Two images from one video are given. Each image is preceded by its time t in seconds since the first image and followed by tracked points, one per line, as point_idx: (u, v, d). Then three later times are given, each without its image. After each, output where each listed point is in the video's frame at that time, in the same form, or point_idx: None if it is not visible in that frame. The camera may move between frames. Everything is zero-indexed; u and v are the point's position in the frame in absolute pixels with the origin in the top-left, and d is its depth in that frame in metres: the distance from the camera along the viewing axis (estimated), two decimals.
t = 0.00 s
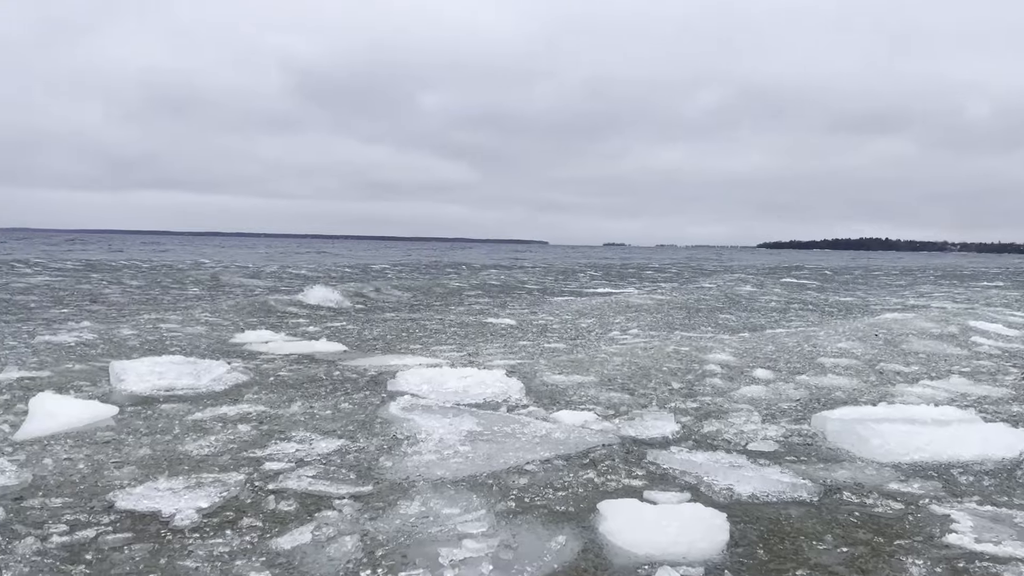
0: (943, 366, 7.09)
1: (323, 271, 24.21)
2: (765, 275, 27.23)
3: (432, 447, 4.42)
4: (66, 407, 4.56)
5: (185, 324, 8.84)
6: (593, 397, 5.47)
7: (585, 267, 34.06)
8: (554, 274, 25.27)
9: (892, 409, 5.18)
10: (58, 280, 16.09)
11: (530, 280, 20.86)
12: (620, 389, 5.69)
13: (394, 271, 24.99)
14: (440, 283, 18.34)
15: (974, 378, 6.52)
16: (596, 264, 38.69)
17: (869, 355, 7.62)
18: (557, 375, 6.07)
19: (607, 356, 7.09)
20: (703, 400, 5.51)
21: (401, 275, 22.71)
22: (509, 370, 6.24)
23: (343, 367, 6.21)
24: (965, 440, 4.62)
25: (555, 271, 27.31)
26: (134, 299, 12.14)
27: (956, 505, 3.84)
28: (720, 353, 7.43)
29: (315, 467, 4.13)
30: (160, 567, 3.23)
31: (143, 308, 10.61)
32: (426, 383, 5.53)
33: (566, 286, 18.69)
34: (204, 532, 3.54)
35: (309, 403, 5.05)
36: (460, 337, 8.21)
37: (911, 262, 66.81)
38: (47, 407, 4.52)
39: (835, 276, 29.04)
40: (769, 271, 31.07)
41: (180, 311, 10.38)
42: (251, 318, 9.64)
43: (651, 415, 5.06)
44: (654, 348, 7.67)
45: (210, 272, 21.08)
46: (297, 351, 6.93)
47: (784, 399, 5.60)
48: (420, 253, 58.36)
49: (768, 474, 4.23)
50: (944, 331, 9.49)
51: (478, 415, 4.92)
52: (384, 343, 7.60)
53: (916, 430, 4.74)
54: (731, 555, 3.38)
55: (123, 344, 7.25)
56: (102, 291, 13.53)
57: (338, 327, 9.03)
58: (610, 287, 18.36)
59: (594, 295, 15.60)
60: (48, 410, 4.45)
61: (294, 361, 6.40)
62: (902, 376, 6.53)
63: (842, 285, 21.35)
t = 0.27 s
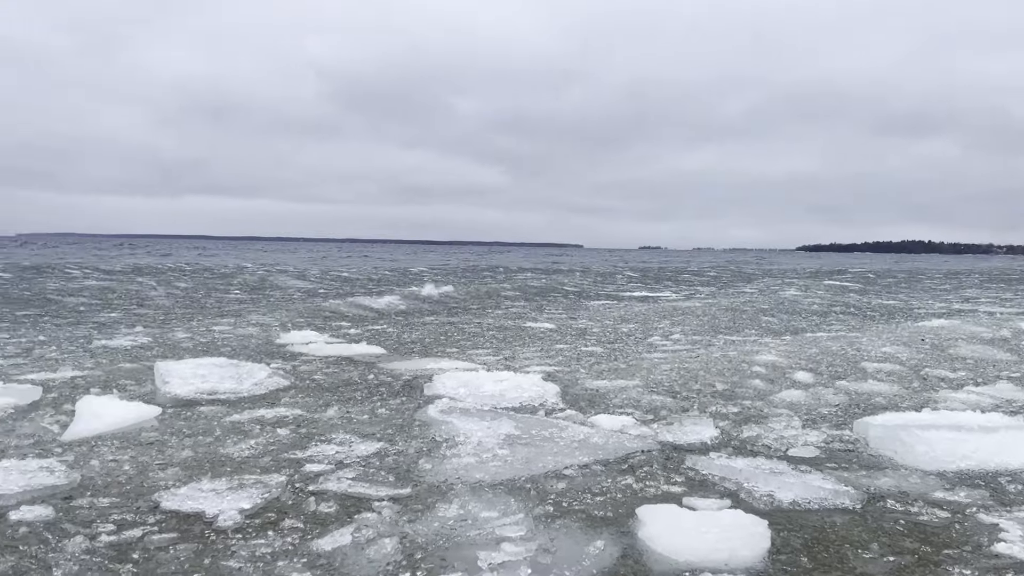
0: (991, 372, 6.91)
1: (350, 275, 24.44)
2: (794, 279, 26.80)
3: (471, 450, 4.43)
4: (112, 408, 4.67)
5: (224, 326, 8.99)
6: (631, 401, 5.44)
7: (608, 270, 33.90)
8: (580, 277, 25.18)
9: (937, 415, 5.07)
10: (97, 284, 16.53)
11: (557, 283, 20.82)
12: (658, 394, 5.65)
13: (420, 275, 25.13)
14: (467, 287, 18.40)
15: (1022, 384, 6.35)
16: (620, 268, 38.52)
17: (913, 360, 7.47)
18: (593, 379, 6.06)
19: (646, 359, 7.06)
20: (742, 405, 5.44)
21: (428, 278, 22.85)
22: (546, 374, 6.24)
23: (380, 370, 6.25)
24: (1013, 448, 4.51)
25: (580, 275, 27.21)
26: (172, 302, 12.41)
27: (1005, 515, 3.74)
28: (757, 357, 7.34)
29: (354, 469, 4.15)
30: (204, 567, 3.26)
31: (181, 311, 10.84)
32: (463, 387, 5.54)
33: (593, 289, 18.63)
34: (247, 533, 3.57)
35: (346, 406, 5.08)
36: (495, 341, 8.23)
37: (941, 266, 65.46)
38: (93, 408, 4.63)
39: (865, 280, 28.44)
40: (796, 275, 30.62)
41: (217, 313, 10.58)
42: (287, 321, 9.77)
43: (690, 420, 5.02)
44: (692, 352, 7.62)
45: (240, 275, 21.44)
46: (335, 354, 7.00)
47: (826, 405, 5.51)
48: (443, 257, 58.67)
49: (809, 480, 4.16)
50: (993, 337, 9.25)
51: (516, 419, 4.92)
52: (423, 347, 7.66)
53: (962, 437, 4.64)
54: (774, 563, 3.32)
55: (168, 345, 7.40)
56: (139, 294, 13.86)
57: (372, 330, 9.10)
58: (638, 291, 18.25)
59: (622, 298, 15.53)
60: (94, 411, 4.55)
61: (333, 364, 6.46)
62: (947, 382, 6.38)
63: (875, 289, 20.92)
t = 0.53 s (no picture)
0: None
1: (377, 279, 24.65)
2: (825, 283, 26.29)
3: (510, 454, 4.43)
4: (157, 409, 4.78)
5: (262, 330, 9.14)
6: (671, 406, 5.41)
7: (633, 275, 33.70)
8: (607, 281, 25.04)
9: (984, 423, 4.95)
10: (136, 288, 16.97)
11: (584, 288, 20.74)
12: (699, 400, 5.61)
13: (447, 279, 25.21)
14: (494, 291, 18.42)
15: None
16: (644, 272, 38.28)
17: (965, 366, 7.31)
18: (631, 384, 6.04)
19: (684, 364, 7.01)
20: (782, 411, 5.37)
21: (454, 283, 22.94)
22: (583, 379, 6.24)
23: (418, 375, 6.29)
24: None
25: (605, 280, 27.05)
26: (208, 305, 12.67)
27: None
28: (795, 363, 7.24)
29: (394, 472, 4.17)
30: (248, 567, 3.30)
31: (217, 314, 11.05)
32: (501, 391, 5.56)
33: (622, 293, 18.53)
34: (290, 534, 3.60)
35: (382, 410, 5.12)
36: (529, 346, 8.23)
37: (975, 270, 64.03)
38: (139, 409, 4.74)
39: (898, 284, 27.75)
40: (824, 279, 30.09)
41: (252, 316, 10.76)
42: (322, 324, 9.90)
43: (730, 426, 4.97)
44: (730, 357, 7.56)
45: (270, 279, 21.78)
46: (372, 358, 7.07)
47: (870, 410, 5.41)
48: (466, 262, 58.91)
49: (853, 487, 4.08)
50: None
51: (554, 423, 4.92)
52: (460, 351, 7.70)
53: (1011, 445, 4.53)
54: (818, 571, 3.25)
55: (210, 347, 7.54)
56: (176, 297, 14.17)
57: (406, 333, 9.16)
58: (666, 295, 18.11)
59: (652, 303, 15.42)
60: (139, 412, 4.65)
61: (372, 368, 6.52)
62: (996, 389, 6.21)
63: (911, 293, 20.46)
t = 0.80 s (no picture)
0: None
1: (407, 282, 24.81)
2: (859, 288, 25.70)
3: (549, 458, 4.43)
4: (202, 410, 4.86)
5: (298, 333, 9.27)
6: (712, 411, 5.36)
7: (659, 279, 33.40)
8: (634, 285, 24.86)
9: None
10: (173, 291, 17.37)
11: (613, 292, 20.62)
12: (745, 405, 5.56)
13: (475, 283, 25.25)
14: (522, 295, 18.40)
15: None
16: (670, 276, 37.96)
17: None
18: (671, 389, 6.00)
19: (723, 370, 6.95)
20: (824, 417, 5.29)
21: (482, 286, 22.98)
22: (623, 383, 6.21)
23: (455, 379, 6.31)
24: None
25: (640, 283, 26.99)
26: (243, 308, 12.90)
27: None
28: (836, 368, 7.12)
29: (434, 475, 4.19)
30: (292, 567, 3.33)
31: (253, 317, 11.24)
32: (539, 395, 5.56)
33: (650, 297, 18.38)
34: (332, 535, 3.63)
35: (419, 415, 5.15)
36: (565, 350, 8.20)
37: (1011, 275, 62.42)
38: (184, 410, 4.83)
39: (935, 288, 26.99)
40: (856, 283, 29.47)
41: (287, 320, 10.92)
42: (356, 327, 10.00)
43: (772, 431, 4.91)
44: (769, 362, 7.46)
45: (300, 283, 22.09)
46: (409, 362, 7.11)
47: (917, 417, 5.29)
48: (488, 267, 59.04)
49: (899, 495, 4.00)
50: None
51: (592, 428, 4.90)
52: (497, 354, 7.71)
53: None
54: None
55: (250, 350, 7.67)
56: (211, 301, 14.45)
57: (440, 337, 9.20)
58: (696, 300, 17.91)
59: (682, 307, 15.28)
60: (184, 413, 4.75)
61: (411, 372, 6.56)
62: None
63: (956, 297, 19.96)
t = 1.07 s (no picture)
0: None
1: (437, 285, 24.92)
2: (900, 292, 25.22)
3: (586, 463, 4.42)
4: (246, 411, 4.93)
5: (334, 335, 9.38)
6: (753, 416, 5.30)
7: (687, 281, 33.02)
8: (664, 289, 24.60)
9: None
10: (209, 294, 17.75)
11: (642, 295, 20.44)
12: (787, 410, 5.50)
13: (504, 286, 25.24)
14: (551, 298, 18.35)
15: None
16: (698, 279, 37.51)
17: None
18: (710, 394, 5.96)
19: (763, 374, 6.86)
20: (868, 423, 5.19)
21: (510, 289, 22.98)
22: (662, 388, 6.18)
23: (494, 382, 6.34)
24: None
25: (674, 287, 26.90)
26: (277, 310, 13.11)
27: None
28: (880, 374, 6.99)
29: (473, 477, 4.20)
30: (335, 567, 3.35)
31: (287, 319, 11.42)
32: (577, 399, 5.55)
33: (681, 300, 18.18)
34: (373, 536, 3.65)
35: (455, 418, 5.16)
36: (601, 354, 8.16)
37: None
38: (228, 411, 4.91)
39: (976, 291, 26.23)
40: (895, 287, 28.90)
41: (320, 322, 11.06)
42: (390, 329, 10.07)
43: (816, 437, 4.84)
44: (809, 367, 7.35)
45: (331, 287, 22.37)
46: (446, 365, 7.14)
47: (966, 424, 5.16)
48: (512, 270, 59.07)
49: (947, 504, 3.90)
50: None
51: (630, 432, 4.88)
52: (533, 358, 7.70)
53: None
54: None
55: (289, 352, 7.78)
56: (245, 303, 14.73)
57: (474, 340, 9.22)
58: (727, 303, 17.66)
59: (713, 310, 15.09)
60: (228, 414, 4.84)
61: (449, 375, 6.58)
62: None
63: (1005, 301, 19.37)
